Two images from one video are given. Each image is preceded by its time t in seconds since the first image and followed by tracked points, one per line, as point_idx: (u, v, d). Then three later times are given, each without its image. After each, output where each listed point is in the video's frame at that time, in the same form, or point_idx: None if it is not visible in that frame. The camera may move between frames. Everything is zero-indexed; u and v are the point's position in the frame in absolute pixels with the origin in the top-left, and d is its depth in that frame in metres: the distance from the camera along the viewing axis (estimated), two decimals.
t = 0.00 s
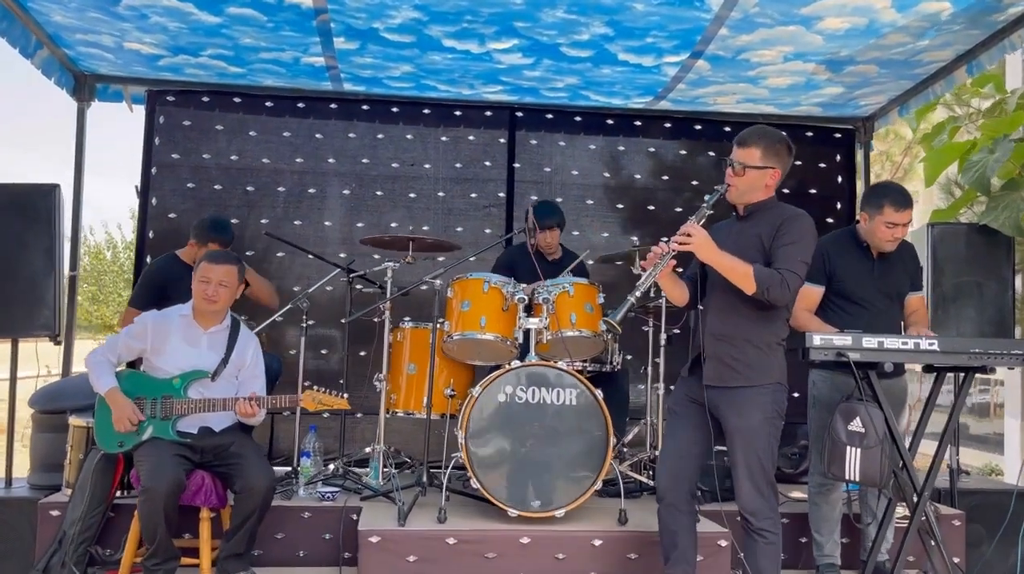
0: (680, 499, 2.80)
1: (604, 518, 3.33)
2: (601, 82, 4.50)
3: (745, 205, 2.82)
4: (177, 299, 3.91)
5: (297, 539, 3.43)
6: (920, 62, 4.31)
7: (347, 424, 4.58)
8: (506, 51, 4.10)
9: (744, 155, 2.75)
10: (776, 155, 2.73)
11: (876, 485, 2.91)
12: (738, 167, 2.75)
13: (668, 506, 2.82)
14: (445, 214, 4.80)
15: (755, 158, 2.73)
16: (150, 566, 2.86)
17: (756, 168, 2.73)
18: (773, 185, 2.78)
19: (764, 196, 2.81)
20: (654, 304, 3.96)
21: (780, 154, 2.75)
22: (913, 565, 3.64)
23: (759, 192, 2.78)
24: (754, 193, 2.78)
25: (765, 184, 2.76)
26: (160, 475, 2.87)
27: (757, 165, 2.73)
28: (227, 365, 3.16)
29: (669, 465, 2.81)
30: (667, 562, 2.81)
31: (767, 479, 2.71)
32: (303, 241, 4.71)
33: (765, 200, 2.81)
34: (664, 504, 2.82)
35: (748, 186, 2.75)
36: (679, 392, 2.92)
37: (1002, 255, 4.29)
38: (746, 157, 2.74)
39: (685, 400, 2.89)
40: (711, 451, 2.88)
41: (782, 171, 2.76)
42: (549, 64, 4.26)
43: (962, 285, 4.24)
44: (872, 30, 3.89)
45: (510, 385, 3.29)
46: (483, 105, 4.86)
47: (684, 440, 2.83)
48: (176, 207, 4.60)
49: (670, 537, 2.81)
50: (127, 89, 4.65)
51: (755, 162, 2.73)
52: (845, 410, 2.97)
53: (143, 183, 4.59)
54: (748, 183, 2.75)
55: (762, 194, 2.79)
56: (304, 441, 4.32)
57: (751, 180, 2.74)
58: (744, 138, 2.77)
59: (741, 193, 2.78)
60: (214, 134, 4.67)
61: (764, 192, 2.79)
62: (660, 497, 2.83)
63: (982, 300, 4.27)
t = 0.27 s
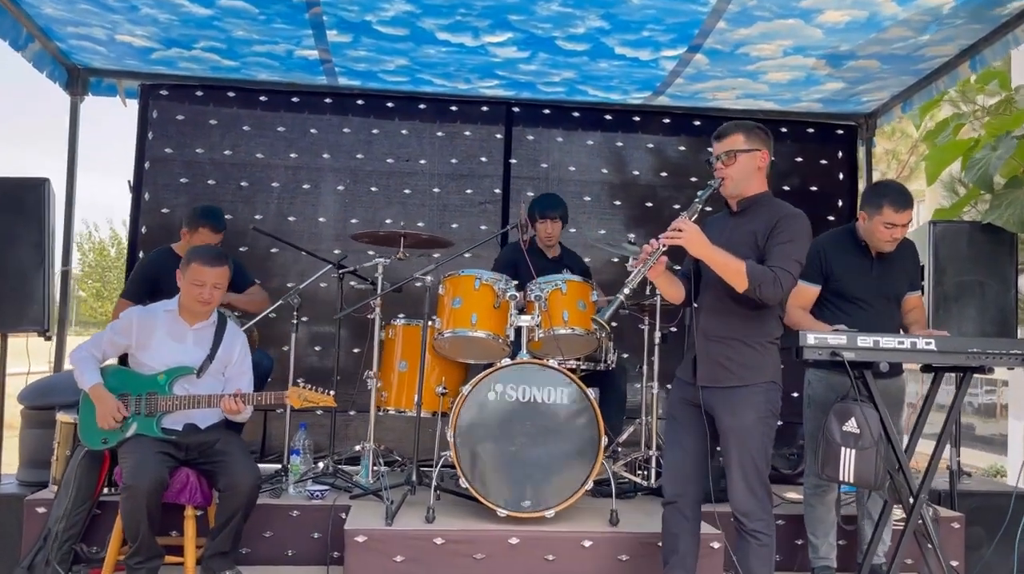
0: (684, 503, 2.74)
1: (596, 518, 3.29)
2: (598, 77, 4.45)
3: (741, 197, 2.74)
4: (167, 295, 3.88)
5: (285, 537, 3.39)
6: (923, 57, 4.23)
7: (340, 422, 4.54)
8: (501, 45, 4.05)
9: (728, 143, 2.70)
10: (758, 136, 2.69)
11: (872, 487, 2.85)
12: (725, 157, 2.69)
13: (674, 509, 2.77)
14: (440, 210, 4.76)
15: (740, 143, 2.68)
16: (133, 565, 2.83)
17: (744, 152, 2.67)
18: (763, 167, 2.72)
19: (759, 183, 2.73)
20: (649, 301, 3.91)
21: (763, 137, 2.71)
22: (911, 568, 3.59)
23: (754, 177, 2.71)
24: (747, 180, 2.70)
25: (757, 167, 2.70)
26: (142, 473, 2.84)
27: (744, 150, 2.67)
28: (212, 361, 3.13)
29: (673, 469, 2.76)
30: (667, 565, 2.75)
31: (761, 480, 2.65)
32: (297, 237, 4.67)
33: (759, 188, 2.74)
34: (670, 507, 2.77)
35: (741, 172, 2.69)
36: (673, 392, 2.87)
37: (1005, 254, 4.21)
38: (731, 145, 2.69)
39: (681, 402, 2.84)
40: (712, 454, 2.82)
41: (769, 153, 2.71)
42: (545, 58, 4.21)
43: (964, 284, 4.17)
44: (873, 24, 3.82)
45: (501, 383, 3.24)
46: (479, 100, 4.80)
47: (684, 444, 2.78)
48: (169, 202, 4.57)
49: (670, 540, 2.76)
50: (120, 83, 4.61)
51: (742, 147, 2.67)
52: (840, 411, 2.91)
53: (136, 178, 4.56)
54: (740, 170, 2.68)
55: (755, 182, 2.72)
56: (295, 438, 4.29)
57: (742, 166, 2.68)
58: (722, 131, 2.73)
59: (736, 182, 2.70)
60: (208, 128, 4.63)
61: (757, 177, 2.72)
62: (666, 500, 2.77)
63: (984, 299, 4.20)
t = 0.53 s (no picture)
0: (666, 496, 2.71)
1: (594, 516, 3.26)
2: (600, 72, 4.42)
3: (739, 194, 2.70)
4: (166, 289, 3.86)
5: (282, 533, 3.37)
6: (928, 52, 4.19)
7: (339, 418, 4.52)
8: (502, 39, 4.02)
9: (730, 140, 2.65)
10: (762, 134, 2.65)
11: (873, 486, 2.81)
12: (726, 153, 2.65)
13: (656, 504, 2.73)
14: (440, 206, 4.73)
15: (742, 140, 2.64)
16: (128, 559, 2.83)
17: (745, 150, 2.63)
18: (765, 166, 2.68)
19: (758, 181, 2.70)
20: (650, 298, 3.88)
21: (766, 134, 2.66)
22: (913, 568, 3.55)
23: (754, 175, 2.68)
24: (747, 178, 2.67)
25: (758, 166, 2.66)
26: (137, 468, 2.83)
27: (746, 148, 2.63)
28: (208, 355, 3.11)
29: (662, 464, 2.70)
30: (654, 561, 2.71)
31: (761, 478, 2.62)
32: (297, 233, 4.65)
33: (759, 185, 2.71)
34: (652, 502, 2.72)
35: (741, 170, 2.65)
36: (668, 388, 2.84)
37: (1010, 251, 4.17)
38: (733, 142, 2.65)
39: (675, 396, 2.79)
40: (702, 450, 2.78)
41: (772, 152, 2.67)
42: (546, 53, 4.18)
43: (968, 282, 4.13)
44: (877, 18, 3.78)
45: (499, 379, 3.21)
46: (480, 95, 4.78)
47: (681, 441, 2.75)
48: (169, 197, 4.55)
49: (656, 534, 2.72)
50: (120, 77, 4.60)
51: (744, 145, 2.63)
52: (841, 408, 2.88)
53: (136, 172, 4.55)
54: (740, 167, 2.65)
55: (755, 180, 2.69)
56: (293, 434, 4.27)
57: (742, 164, 2.64)
58: (727, 124, 2.68)
59: (734, 179, 2.67)
60: (208, 122, 4.62)
61: (757, 175, 2.69)
62: (647, 495, 2.73)
63: (989, 297, 4.15)
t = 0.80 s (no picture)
0: (693, 498, 2.70)
1: (601, 513, 3.24)
2: (608, 67, 4.39)
3: (749, 188, 2.67)
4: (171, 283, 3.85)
5: (287, 528, 3.36)
6: (939, 48, 4.15)
7: (344, 413, 4.51)
8: (509, 32, 3.99)
9: (742, 133, 2.63)
10: (775, 129, 2.62)
11: (882, 485, 2.79)
12: (738, 146, 2.62)
13: (683, 505, 2.72)
14: (447, 201, 4.71)
15: (754, 133, 2.60)
16: (133, 554, 2.82)
17: (758, 144, 2.60)
18: (776, 161, 2.65)
19: (768, 176, 2.67)
20: (658, 295, 3.85)
21: (780, 128, 2.63)
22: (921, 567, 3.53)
23: (765, 170, 2.65)
24: (757, 172, 2.64)
25: (769, 160, 2.63)
26: (140, 464, 2.82)
27: (758, 141, 2.60)
28: (211, 350, 3.09)
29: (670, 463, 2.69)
30: (673, 562, 2.69)
31: (769, 476, 2.60)
32: (303, 227, 4.63)
33: (769, 180, 2.68)
34: (680, 504, 2.72)
35: (753, 163, 2.62)
36: (678, 386, 2.82)
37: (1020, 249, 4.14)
38: (745, 135, 2.62)
39: (686, 397, 2.78)
40: (716, 451, 2.77)
41: (784, 146, 2.64)
42: (554, 47, 4.15)
43: (978, 280, 4.10)
44: (888, 14, 3.74)
45: (505, 375, 3.20)
46: (487, 89, 4.75)
47: (689, 439, 2.74)
48: (174, 190, 4.54)
49: (677, 536, 2.71)
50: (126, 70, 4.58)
51: (756, 138, 2.60)
52: (851, 407, 2.86)
53: (141, 166, 4.53)
54: (752, 160, 2.61)
55: (766, 175, 2.66)
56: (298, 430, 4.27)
57: (754, 157, 2.61)
58: (739, 118, 2.65)
59: (745, 172, 2.64)
60: (214, 116, 4.60)
61: (767, 170, 2.66)
62: (675, 496, 2.73)
63: (999, 295, 4.12)
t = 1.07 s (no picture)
0: (692, 495, 2.65)
1: (615, 512, 3.23)
2: (620, 63, 4.37)
3: (770, 187, 2.65)
4: (181, 278, 3.83)
5: (298, 525, 3.34)
6: (952, 46, 4.13)
7: (354, 410, 4.49)
8: (521, 27, 3.97)
9: (762, 132, 2.60)
10: (795, 126, 2.59)
11: (898, 485, 2.77)
12: (759, 144, 2.60)
13: (679, 502, 2.68)
14: (457, 197, 4.69)
15: (774, 132, 2.58)
16: (145, 551, 2.80)
17: (779, 142, 2.58)
18: (796, 158, 2.63)
19: (789, 174, 2.65)
20: (670, 292, 3.83)
21: (800, 126, 2.61)
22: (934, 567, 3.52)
23: (786, 169, 2.62)
24: (778, 170, 2.61)
25: (790, 158, 2.60)
26: (151, 457, 2.78)
27: (779, 139, 2.57)
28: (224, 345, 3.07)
29: (682, 461, 2.66)
30: (678, 559, 2.67)
31: (787, 475, 2.58)
32: (312, 223, 4.61)
33: (789, 179, 2.66)
34: (676, 501, 2.68)
35: (774, 162, 2.59)
36: (694, 384, 2.80)
37: None
38: (765, 133, 2.60)
39: (699, 392, 2.75)
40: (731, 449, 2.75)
41: (804, 144, 2.62)
42: (566, 42, 4.12)
43: (990, 279, 4.08)
44: (903, 10, 3.72)
45: (519, 372, 3.18)
46: (498, 85, 4.72)
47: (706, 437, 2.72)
48: (183, 185, 4.51)
49: (680, 533, 2.67)
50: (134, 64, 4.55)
51: (776, 136, 2.58)
52: (867, 405, 2.84)
53: (150, 160, 4.51)
54: (773, 159, 2.59)
55: (786, 174, 2.63)
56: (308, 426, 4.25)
57: (774, 156, 2.59)
58: (758, 116, 2.63)
59: (766, 171, 2.61)
60: (222, 111, 4.57)
61: (788, 168, 2.63)
62: (671, 493, 2.69)
63: (1011, 294, 4.11)
